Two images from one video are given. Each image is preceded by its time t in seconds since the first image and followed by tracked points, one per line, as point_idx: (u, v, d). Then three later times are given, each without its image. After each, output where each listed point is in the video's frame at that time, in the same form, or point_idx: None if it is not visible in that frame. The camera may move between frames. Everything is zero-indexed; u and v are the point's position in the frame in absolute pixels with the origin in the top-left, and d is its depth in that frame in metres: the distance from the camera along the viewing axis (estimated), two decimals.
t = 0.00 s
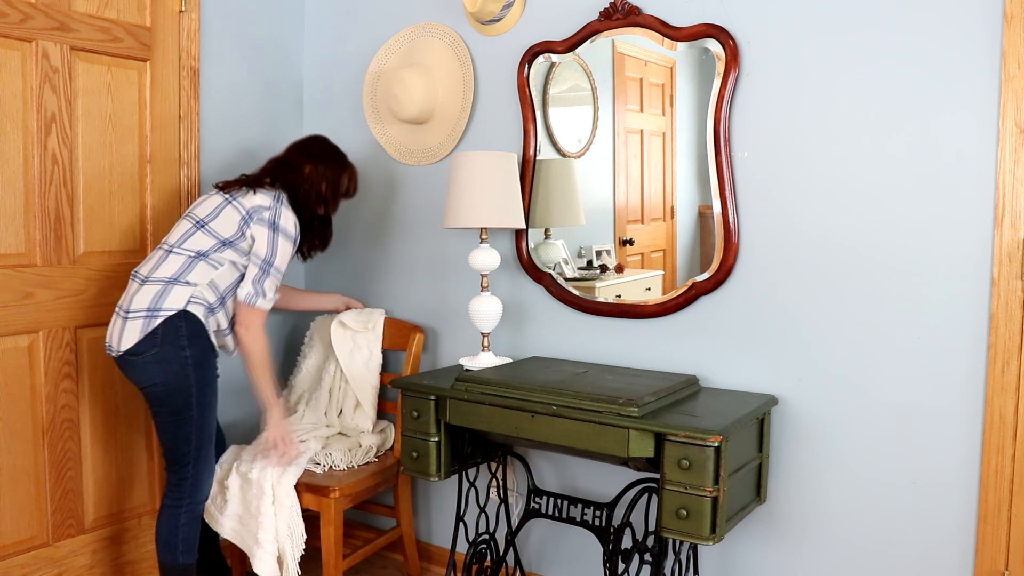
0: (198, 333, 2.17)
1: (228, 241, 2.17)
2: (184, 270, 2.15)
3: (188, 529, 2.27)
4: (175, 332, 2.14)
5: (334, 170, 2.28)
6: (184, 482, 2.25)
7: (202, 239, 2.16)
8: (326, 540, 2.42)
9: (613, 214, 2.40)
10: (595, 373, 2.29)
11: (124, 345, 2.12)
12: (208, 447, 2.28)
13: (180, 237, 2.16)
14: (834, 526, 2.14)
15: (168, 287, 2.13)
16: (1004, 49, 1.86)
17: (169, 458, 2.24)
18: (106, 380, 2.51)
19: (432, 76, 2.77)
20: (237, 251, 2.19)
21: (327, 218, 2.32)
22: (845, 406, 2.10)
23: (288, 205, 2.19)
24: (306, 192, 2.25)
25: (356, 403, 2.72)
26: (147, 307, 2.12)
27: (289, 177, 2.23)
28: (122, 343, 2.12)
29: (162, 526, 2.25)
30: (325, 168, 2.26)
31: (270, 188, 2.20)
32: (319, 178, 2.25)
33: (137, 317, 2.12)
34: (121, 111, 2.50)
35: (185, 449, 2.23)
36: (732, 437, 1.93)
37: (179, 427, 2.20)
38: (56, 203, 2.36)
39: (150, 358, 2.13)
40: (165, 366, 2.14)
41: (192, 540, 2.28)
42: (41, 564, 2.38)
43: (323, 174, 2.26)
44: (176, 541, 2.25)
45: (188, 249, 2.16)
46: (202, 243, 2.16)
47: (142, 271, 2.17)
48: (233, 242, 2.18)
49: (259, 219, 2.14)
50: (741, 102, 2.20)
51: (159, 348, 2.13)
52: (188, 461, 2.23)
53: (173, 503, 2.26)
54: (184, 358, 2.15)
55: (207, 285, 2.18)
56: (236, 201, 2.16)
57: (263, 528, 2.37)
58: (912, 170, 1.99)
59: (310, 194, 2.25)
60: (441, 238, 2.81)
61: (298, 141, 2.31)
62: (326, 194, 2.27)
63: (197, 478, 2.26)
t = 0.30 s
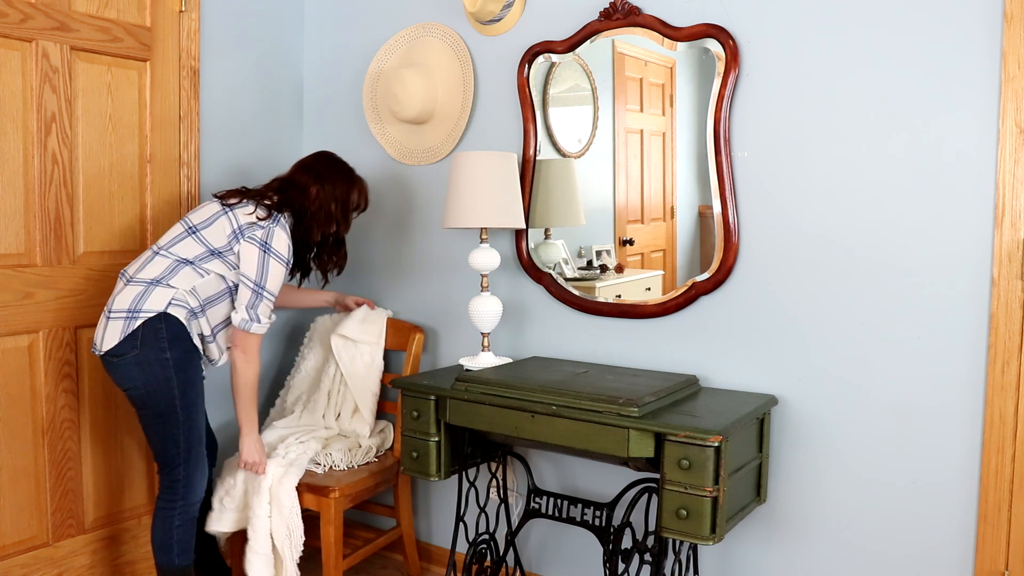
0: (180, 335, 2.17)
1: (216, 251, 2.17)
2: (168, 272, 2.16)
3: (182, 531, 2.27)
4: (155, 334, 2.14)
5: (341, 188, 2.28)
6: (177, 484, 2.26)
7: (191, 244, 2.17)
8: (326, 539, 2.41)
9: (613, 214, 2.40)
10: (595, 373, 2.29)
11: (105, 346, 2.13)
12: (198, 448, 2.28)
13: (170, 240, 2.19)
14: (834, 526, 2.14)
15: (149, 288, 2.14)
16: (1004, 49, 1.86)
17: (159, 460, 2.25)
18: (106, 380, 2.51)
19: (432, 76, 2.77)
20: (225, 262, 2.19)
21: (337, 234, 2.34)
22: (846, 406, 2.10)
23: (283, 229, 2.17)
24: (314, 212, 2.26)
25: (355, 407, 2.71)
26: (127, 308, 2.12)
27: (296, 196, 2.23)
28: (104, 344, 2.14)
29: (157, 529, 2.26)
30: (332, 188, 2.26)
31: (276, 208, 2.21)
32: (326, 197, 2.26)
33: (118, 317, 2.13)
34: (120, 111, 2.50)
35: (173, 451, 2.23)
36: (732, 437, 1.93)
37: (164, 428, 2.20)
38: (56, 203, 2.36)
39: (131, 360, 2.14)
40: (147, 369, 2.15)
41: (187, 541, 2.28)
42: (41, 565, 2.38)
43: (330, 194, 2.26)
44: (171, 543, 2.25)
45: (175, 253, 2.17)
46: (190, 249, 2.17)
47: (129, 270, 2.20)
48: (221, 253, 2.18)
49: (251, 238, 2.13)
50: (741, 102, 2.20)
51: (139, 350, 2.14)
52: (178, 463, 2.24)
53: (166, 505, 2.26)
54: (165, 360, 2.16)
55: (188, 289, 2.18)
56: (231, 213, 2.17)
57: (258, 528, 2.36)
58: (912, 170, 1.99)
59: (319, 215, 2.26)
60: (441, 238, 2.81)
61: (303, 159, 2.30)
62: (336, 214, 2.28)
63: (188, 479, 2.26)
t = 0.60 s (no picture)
0: (178, 335, 2.17)
1: (212, 249, 2.18)
2: (166, 272, 2.17)
3: (181, 531, 2.27)
4: (154, 335, 2.14)
5: (341, 185, 2.28)
6: (176, 484, 2.26)
7: (188, 244, 2.18)
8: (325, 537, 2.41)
9: (613, 214, 2.40)
10: (595, 373, 2.29)
11: (104, 347, 2.15)
12: (197, 449, 2.28)
13: (168, 240, 2.20)
14: (834, 526, 2.14)
15: (147, 288, 2.15)
16: (1004, 49, 1.86)
17: (159, 460, 2.25)
18: (106, 380, 2.51)
19: (432, 76, 2.77)
20: (220, 259, 2.19)
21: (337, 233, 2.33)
22: (846, 406, 2.10)
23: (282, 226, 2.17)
24: (315, 210, 2.25)
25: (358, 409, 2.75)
26: (125, 309, 2.14)
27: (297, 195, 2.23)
28: (104, 345, 2.15)
29: (157, 529, 2.26)
30: (332, 184, 2.26)
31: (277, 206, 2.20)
32: (327, 195, 2.26)
33: (116, 317, 2.15)
34: (120, 111, 2.50)
35: (172, 452, 2.23)
36: (732, 438, 1.93)
37: (163, 428, 2.21)
38: (56, 203, 2.36)
39: (129, 360, 2.14)
40: (145, 369, 2.15)
41: (187, 541, 2.28)
42: (41, 564, 2.39)
43: (331, 191, 2.26)
44: (170, 543, 2.25)
45: (173, 253, 2.18)
46: (187, 248, 2.18)
47: (129, 272, 2.22)
48: (216, 250, 2.18)
49: (244, 231, 2.12)
50: (741, 102, 2.20)
51: (137, 351, 2.14)
52: (177, 464, 2.24)
53: (165, 505, 2.27)
54: (163, 361, 2.16)
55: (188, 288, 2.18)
56: (228, 211, 2.17)
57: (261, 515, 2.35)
58: (912, 170, 1.99)
59: (319, 212, 2.26)
60: (441, 238, 2.81)
61: (302, 157, 2.30)
62: (336, 210, 2.28)
63: (187, 479, 2.26)
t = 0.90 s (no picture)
0: (178, 335, 2.18)
1: (212, 252, 2.16)
2: (165, 273, 2.17)
3: (181, 531, 2.27)
4: (153, 335, 2.15)
5: (344, 193, 2.26)
6: (176, 484, 2.26)
7: (188, 245, 2.17)
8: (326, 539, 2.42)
9: (613, 214, 2.40)
10: (595, 373, 2.29)
11: (104, 347, 2.15)
12: (197, 448, 2.28)
13: (168, 241, 2.20)
14: (834, 526, 2.14)
15: (146, 288, 2.15)
16: (1004, 49, 1.86)
17: (158, 460, 2.25)
18: (106, 380, 2.51)
19: (432, 76, 2.77)
20: (222, 263, 2.18)
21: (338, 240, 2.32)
22: (845, 406, 2.10)
23: (283, 232, 2.16)
24: (316, 216, 2.24)
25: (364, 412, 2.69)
26: (125, 309, 2.14)
27: (298, 200, 2.22)
28: (103, 345, 2.16)
29: (156, 529, 2.26)
30: (335, 192, 2.25)
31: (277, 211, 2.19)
32: (328, 202, 2.24)
33: (116, 318, 2.14)
34: (120, 111, 2.50)
35: (171, 452, 2.23)
36: (732, 437, 1.93)
37: (162, 428, 2.21)
38: (56, 203, 2.36)
39: (129, 360, 2.15)
40: (144, 369, 2.16)
41: (187, 541, 2.28)
42: (41, 564, 2.39)
43: (333, 199, 2.25)
44: (170, 543, 2.26)
45: (172, 254, 2.17)
46: (186, 249, 2.17)
47: (129, 271, 2.21)
48: (217, 254, 2.17)
49: (246, 238, 2.11)
50: (741, 102, 2.20)
51: (137, 351, 2.15)
52: (176, 464, 2.24)
53: (165, 506, 2.26)
54: (163, 360, 2.17)
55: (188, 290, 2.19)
56: (229, 214, 2.16)
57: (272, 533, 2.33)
58: (912, 170, 1.99)
59: (321, 219, 2.25)
60: (441, 238, 2.81)
61: (307, 161, 2.28)
62: (337, 218, 2.27)
63: (187, 479, 2.26)
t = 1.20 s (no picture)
0: (180, 334, 2.18)
1: (215, 251, 2.16)
2: (168, 272, 2.17)
3: (181, 531, 2.27)
4: (155, 335, 2.15)
5: (345, 190, 2.27)
6: (176, 483, 2.26)
7: (191, 244, 2.18)
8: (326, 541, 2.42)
9: (613, 214, 2.40)
10: (595, 373, 2.29)
11: (106, 346, 2.16)
12: (198, 448, 2.28)
13: (171, 240, 2.20)
14: (834, 526, 2.14)
15: (149, 288, 2.16)
16: (1004, 49, 1.86)
17: (159, 459, 2.25)
18: (106, 380, 2.50)
19: (432, 76, 2.77)
20: (224, 262, 2.18)
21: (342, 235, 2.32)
22: (845, 406, 2.10)
23: (288, 231, 2.15)
24: (320, 214, 2.24)
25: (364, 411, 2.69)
26: (127, 308, 2.14)
27: (300, 197, 2.21)
28: (106, 344, 2.16)
29: (157, 528, 2.26)
30: (337, 188, 2.25)
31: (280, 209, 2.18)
32: (331, 198, 2.24)
33: (118, 317, 2.15)
34: (121, 111, 2.50)
35: (172, 451, 2.24)
36: (732, 438, 1.93)
37: (163, 427, 2.21)
38: (56, 203, 2.36)
39: (131, 359, 2.15)
40: (147, 368, 2.16)
41: (187, 541, 2.28)
42: (41, 564, 2.38)
43: (336, 195, 2.25)
44: (170, 543, 2.26)
45: (175, 253, 2.17)
46: (189, 248, 2.17)
47: (132, 270, 2.22)
48: (220, 252, 2.17)
49: (250, 236, 2.11)
50: (741, 102, 2.20)
51: (140, 350, 2.15)
52: (178, 463, 2.24)
53: (166, 505, 2.26)
54: (165, 360, 2.17)
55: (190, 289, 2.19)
56: (231, 213, 2.15)
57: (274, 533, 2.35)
58: (912, 170, 1.99)
59: (325, 216, 2.25)
60: (441, 238, 2.81)
61: (306, 160, 2.28)
62: (341, 214, 2.27)
63: (188, 479, 2.26)
